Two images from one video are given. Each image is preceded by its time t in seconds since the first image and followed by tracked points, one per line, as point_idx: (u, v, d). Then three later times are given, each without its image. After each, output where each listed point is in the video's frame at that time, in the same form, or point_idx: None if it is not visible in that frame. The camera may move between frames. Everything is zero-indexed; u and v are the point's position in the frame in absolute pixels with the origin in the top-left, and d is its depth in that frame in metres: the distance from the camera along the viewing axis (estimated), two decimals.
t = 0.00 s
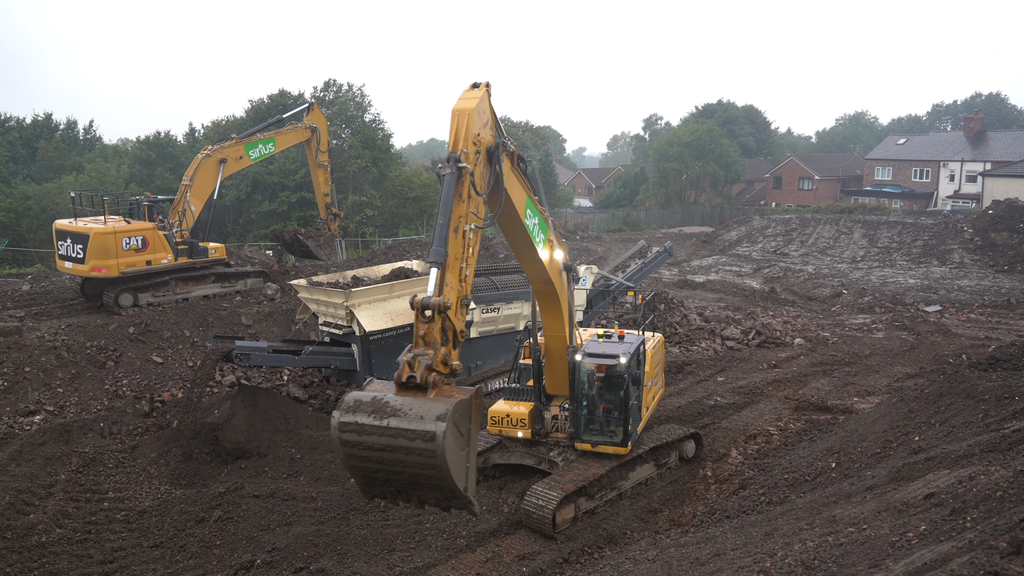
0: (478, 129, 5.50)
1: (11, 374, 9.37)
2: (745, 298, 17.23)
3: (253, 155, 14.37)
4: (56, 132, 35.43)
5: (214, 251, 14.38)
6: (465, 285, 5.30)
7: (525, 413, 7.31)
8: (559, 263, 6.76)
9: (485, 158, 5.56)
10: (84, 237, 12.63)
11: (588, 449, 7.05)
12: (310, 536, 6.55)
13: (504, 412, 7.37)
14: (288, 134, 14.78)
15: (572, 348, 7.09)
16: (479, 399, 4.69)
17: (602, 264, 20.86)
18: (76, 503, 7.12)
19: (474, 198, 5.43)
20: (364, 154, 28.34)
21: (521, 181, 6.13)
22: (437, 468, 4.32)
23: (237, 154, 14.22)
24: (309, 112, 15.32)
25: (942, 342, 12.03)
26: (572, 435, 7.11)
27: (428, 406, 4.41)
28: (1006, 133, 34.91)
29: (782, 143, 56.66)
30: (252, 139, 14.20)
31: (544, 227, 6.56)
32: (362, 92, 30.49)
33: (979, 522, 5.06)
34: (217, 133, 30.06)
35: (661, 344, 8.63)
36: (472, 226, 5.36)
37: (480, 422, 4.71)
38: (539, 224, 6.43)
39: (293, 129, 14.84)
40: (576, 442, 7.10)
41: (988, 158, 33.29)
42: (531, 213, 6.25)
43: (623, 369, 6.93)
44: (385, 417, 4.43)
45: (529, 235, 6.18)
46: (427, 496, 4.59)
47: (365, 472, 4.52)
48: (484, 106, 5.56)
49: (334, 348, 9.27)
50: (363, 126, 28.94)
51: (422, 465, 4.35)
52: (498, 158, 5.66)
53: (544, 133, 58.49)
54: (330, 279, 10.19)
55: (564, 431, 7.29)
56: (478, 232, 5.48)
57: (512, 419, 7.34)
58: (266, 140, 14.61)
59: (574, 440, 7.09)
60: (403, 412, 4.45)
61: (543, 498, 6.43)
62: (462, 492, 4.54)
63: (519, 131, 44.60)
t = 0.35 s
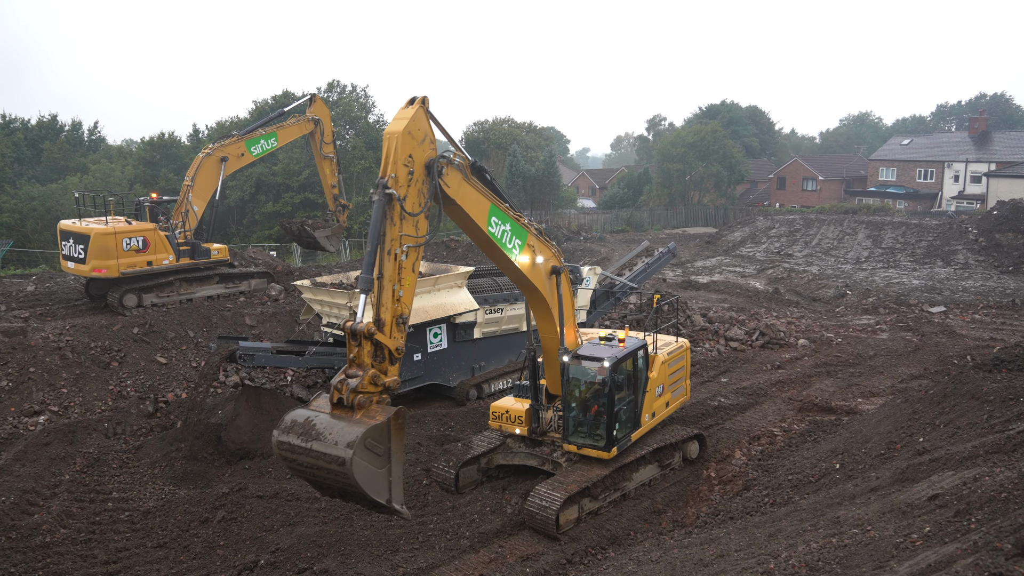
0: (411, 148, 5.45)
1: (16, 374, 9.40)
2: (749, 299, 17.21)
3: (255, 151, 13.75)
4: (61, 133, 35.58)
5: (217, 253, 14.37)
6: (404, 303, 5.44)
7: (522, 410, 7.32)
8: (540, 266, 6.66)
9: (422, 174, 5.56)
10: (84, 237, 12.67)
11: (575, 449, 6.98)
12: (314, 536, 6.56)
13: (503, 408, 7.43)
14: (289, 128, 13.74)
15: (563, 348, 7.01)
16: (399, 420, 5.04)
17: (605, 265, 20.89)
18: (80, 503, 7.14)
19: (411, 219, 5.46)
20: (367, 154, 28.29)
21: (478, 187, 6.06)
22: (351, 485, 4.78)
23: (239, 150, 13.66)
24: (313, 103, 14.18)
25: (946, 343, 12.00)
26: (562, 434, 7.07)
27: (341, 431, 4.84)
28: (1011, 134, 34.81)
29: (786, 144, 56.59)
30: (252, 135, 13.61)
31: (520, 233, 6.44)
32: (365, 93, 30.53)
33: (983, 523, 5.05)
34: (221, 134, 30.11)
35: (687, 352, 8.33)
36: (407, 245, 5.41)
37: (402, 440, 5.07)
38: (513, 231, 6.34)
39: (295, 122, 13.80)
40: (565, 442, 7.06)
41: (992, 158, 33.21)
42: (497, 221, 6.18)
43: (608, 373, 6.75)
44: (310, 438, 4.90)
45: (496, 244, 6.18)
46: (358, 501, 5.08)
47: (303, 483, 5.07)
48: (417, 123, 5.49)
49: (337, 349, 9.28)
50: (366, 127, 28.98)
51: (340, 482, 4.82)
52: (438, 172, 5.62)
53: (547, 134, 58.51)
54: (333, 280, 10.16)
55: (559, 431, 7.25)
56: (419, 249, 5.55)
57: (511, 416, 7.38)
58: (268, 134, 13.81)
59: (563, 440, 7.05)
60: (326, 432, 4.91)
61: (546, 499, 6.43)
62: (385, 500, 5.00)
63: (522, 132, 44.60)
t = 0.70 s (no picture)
0: (354, 172, 5.68)
1: (19, 374, 9.43)
2: (752, 300, 17.19)
3: (255, 146, 13.41)
4: (65, 134, 35.69)
5: (219, 253, 14.23)
6: (352, 320, 5.79)
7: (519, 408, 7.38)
8: (519, 272, 6.71)
9: (367, 195, 5.80)
10: (83, 237, 12.71)
11: (561, 450, 7.01)
12: (316, 536, 6.56)
13: (504, 404, 7.51)
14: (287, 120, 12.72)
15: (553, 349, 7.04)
16: (333, 433, 5.41)
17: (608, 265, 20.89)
18: (83, 502, 7.15)
19: (356, 240, 5.74)
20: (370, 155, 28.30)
21: (439, 199, 6.19)
22: (286, 492, 5.22)
23: (239, 146, 13.42)
24: (316, 90, 12.74)
25: (949, 344, 11.98)
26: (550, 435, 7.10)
27: (275, 444, 5.27)
28: (1014, 135, 34.73)
29: (789, 144, 56.53)
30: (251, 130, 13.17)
31: (492, 241, 6.53)
32: (368, 93, 30.55)
33: (987, 525, 5.04)
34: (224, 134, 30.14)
35: (702, 360, 8.16)
36: (351, 266, 5.73)
37: (339, 451, 5.43)
38: (483, 241, 6.45)
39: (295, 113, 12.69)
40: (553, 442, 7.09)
41: (996, 159, 33.13)
42: (462, 232, 6.32)
43: (591, 376, 6.75)
44: (253, 447, 5.35)
45: (464, 253, 6.35)
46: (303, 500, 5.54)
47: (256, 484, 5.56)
48: (360, 146, 5.70)
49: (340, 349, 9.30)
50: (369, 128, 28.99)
51: (279, 489, 5.29)
52: (383, 191, 5.85)
53: (550, 135, 58.50)
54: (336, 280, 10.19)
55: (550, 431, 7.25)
56: (367, 267, 5.86)
57: (510, 413, 7.45)
58: (269, 127, 13.15)
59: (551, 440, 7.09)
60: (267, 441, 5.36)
61: (549, 500, 6.43)
62: (325, 507, 5.39)
63: (525, 133, 44.59)
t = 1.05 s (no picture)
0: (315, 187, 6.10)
1: (23, 373, 9.44)
2: (755, 301, 17.18)
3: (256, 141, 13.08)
4: (69, 133, 35.81)
5: (219, 253, 14.17)
6: (310, 327, 6.20)
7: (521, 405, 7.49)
8: (501, 276, 7.05)
9: (328, 209, 6.22)
10: (82, 235, 12.79)
11: (549, 449, 7.03)
12: (318, 536, 6.56)
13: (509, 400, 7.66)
14: (287, 111, 12.46)
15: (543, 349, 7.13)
16: (278, 433, 5.85)
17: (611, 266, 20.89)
18: (86, 501, 7.16)
19: (317, 251, 6.16)
20: (373, 155, 28.31)
21: (409, 211, 6.56)
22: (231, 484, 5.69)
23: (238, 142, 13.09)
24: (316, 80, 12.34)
25: (953, 346, 11.96)
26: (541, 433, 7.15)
27: (224, 440, 5.75)
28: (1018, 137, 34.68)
29: (792, 146, 56.51)
30: (250, 125, 12.94)
31: (470, 247, 6.88)
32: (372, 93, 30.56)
33: (991, 528, 5.03)
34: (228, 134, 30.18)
35: (716, 367, 7.85)
36: (309, 276, 6.13)
37: (282, 450, 5.88)
38: (460, 248, 6.84)
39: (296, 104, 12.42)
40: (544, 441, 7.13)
41: (1000, 161, 33.09)
42: (436, 240, 6.73)
43: (573, 377, 6.72)
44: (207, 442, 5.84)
45: (440, 260, 6.79)
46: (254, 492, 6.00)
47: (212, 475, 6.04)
48: (320, 163, 6.10)
49: (343, 349, 9.31)
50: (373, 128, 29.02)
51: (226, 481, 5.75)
52: (345, 206, 6.27)
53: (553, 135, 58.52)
54: (340, 280, 10.21)
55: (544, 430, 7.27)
56: (327, 277, 6.24)
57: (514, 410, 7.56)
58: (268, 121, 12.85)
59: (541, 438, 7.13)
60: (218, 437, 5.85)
61: (551, 500, 6.43)
62: (267, 502, 5.86)
63: (529, 133, 44.62)
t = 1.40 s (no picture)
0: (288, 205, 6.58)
1: (26, 372, 9.46)
2: (758, 301, 17.16)
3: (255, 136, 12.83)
4: (73, 133, 35.91)
5: (216, 254, 14.19)
6: (268, 336, 6.73)
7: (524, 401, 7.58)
8: (485, 282, 7.25)
9: (299, 226, 6.68)
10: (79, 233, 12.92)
11: (542, 448, 7.13)
12: (321, 536, 6.57)
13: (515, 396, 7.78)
14: (289, 104, 12.38)
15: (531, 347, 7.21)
16: (217, 431, 6.34)
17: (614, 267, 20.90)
18: (90, 500, 7.17)
19: (285, 265, 6.66)
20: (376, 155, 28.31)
21: (383, 224, 6.86)
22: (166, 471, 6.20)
23: (237, 139, 12.84)
24: (315, 69, 12.26)
25: (957, 346, 11.94)
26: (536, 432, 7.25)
27: (169, 430, 6.30)
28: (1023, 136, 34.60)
29: (796, 146, 56.41)
30: (250, 120, 12.70)
31: (451, 255, 7.11)
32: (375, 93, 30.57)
33: (994, 529, 5.01)
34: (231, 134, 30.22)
35: (725, 373, 7.64)
36: (272, 287, 6.65)
37: (219, 447, 6.36)
38: (440, 257, 7.09)
39: (296, 96, 12.39)
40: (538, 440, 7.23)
41: (1004, 161, 33.01)
42: (415, 251, 7.02)
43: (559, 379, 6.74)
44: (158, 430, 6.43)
45: (420, 269, 7.07)
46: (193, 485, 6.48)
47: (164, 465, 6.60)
48: (295, 183, 6.58)
49: (346, 348, 9.31)
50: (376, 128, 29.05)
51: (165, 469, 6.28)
52: (315, 225, 6.70)
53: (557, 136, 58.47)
54: (342, 280, 10.21)
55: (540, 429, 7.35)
56: (291, 290, 6.75)
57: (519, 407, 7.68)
58: (267, 114, 12.67)
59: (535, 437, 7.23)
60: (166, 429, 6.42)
61: (554, 500, 6.43)
62: (199, 494, 6.32)
63: (532, 134, 44.63)
